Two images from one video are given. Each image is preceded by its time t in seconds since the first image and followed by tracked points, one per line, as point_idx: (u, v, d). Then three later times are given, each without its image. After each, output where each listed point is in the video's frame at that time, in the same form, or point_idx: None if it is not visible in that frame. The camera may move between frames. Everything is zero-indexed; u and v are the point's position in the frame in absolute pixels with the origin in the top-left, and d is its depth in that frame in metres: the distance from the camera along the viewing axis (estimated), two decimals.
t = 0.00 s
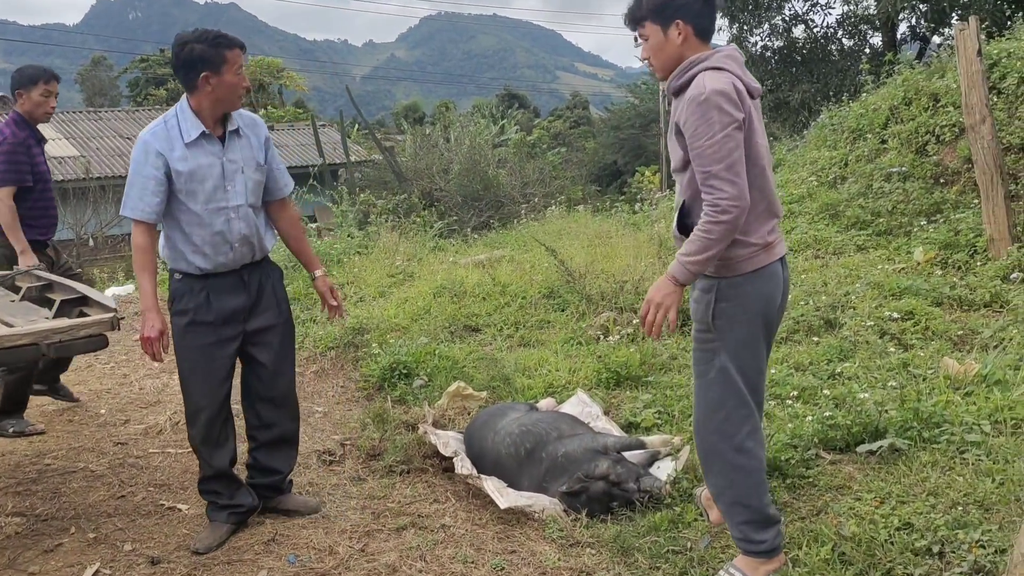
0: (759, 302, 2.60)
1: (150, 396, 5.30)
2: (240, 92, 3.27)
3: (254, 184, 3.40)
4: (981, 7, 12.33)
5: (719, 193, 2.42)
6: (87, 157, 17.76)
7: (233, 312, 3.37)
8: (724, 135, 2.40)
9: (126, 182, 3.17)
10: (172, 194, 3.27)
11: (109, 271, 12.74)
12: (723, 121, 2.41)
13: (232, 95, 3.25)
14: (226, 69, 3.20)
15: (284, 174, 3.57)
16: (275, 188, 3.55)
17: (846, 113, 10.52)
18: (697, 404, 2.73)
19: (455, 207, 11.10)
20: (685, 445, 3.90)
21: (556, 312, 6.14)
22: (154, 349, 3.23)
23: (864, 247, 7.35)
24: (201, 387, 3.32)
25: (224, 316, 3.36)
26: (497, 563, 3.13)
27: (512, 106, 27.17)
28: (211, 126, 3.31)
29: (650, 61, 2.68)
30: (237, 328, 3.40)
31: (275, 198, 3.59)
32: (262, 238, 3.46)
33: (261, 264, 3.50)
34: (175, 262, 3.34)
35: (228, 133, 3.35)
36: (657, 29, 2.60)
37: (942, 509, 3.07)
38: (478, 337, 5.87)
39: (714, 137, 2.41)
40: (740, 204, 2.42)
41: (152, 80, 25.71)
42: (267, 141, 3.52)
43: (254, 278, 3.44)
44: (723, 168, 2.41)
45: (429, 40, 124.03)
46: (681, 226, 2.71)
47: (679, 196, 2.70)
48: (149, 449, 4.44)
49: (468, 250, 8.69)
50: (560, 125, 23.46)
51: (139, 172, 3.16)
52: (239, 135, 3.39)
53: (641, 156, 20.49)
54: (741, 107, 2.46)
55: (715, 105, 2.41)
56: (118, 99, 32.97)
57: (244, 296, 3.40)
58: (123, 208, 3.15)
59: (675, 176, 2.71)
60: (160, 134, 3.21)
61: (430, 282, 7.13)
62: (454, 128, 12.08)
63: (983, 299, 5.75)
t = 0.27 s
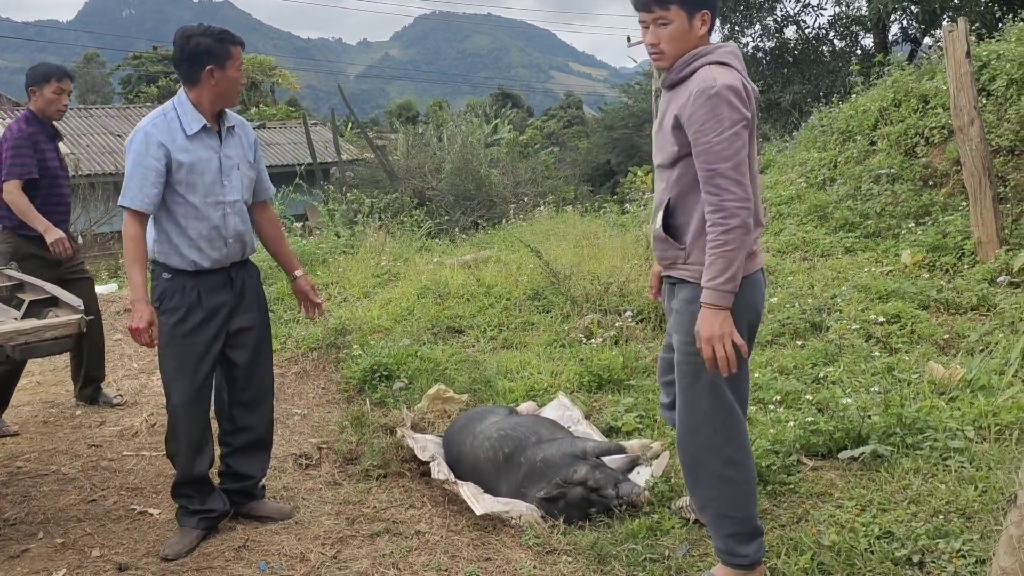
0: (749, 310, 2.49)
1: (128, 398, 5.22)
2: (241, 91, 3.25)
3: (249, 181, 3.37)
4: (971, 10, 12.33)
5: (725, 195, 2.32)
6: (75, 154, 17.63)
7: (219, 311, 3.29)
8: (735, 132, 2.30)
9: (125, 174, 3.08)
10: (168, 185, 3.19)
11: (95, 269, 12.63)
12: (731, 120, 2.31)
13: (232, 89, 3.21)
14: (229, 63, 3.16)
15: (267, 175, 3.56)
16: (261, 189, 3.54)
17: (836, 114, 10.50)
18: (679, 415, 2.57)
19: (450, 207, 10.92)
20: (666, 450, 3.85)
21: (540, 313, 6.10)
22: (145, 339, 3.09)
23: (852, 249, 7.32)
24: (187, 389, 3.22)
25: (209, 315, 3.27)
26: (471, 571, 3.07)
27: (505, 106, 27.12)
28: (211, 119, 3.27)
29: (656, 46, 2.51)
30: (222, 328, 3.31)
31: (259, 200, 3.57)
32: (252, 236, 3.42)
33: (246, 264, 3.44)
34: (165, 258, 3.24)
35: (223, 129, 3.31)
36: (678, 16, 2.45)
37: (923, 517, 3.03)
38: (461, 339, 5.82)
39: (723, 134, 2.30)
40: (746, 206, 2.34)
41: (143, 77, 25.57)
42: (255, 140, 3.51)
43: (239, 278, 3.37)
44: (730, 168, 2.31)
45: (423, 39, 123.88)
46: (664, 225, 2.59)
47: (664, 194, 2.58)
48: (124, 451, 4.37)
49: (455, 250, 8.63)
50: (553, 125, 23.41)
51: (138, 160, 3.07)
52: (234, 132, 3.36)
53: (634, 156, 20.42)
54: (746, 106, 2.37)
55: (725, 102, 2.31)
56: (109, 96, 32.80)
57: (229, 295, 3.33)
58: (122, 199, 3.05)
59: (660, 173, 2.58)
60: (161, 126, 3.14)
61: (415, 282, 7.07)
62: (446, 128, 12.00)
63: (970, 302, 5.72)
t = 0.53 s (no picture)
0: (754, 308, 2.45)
1: (114, 391, 5.15)
2: (234, 74, 3.15)
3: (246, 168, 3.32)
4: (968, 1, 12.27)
5: (748, 184, 2.27)
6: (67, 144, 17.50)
7: (212, 301, 3.21)
8: (752, 121, 2.27)
9: (128, 158, 3.00)
10: (168, 170, 3.13)
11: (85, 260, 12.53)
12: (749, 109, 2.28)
13: (231, 74, 3.13)
14: (227, 46, 3.09)
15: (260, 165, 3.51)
16: (254, 179, 3.48)
17: (831, 106, 10.44)
18: (681, 417, 2.49)
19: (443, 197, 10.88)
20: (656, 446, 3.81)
21: (532, 306, 6.04)
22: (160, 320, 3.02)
23: (847, 242, 7.27)
24: (183, 380, 3.13)
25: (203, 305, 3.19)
26: (458, 569, 3.02)
27: (500, 96, 26.99)
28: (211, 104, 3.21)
29: (659, 31, 2.40)
30: (217, 318, 3.23)
31: (251, 191, 3.51)
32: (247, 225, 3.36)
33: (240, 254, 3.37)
34: (165, 245, 3.16)
35: (221, 115, 3.25)
36: None
37: (917, 515, 2.99)
38: (452, 332, 5.76)
39: (742, 124, 2.26)
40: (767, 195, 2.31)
41: (135, 67, 25.39)
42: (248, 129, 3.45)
43: (233, 268, 3.31)
44: (750, 158, 2.27)
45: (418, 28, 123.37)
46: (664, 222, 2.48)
47: (662, 190, 2.47)
48: (108, 446, 4.30)
49: (448, 242, 8.57)
50: (549, 116, 23.32)
51: (140, 142, 3.00)
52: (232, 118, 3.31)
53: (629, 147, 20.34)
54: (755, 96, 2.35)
55: (741, 91, 2.27)
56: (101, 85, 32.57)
57: (222, 285, 3.25)
58: (127, 182, 2.97)
59: (655, 169, 2.48)
60: (162, 111, 3.07)
61: (406, 274, 7.01)
62: (439, 118, 11.93)
63: (964, 296, 5.68)
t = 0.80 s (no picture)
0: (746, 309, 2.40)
1: (120, 389, 5.10)
2: (215, 64, 3.05)
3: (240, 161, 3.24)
4: None
5: (739, 180, 2.21)
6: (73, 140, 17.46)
7: (213, 301, 3.14)
8: (741, 114, 2.20)
9: (117, 152, 2.91)
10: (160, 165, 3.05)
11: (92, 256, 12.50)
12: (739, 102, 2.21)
13: (215, 64, 3.05)
14: (214, 36, 3.01)
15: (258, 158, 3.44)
16: (251, 172, 3.41)
17: (840, 96, 10.31)
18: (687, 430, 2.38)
19: (451, 192, 10.74)
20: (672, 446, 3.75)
21: (541, 300, 5.98)
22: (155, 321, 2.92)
23: (859, 233, 7.15)
24: (181, 381, 3.09)
25: (203, 305, 3.12)
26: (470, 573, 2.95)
27: (505, 90, 26.84)
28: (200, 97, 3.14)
29: (632, 22, 2.30)
30: (217, 319, 3.16)
31: (249, 184, 3.43)
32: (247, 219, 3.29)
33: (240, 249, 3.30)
34: (160, 243, 3.08)
35: (212, 108, 3.18)
36: None
37: (941, 515, 2.91)
38: (460, 328, 5.69)
39: (732, 117, 2.18)
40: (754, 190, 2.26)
41: (142, 63, 25.35)
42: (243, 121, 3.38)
43: (234, 266, 3.23)
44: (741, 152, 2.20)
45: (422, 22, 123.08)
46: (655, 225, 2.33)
47: (649, 192, 2.33)
48: (113, 446, 4.25)
49: (455, 236, 8.49)
50: (554, 109, 23.21)
51: (129, 137, 2.92)
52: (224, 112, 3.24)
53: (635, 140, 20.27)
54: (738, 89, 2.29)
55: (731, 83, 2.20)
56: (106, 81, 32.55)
57: (223, 284, 3.18)
58: (118, 178, 2.89)
59: (638, 170, 2.34)
60: (150, 104, 2.99)
61: (413, 269, 6.94)
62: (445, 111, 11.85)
63: (981, 287, 5.57)
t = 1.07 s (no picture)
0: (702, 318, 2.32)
1: (127, 394, 5.05)
2: (180, 63, 2.94)
3: (234, 162, 3.15)
4: None
5: (702, 172, 2.12)
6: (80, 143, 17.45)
7: (211, 306, 3.07)
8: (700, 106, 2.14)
9: (98, 157, 2.89)
10: (147, 169, 3.00)
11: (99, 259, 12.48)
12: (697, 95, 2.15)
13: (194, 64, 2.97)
14: (189, 34, 2.93)
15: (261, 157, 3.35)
16: (252, 171, 3.32)
17: (853, 96, 10.19)
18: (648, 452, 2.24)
19: (457, 192, 10.69)
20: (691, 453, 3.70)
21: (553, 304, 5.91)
22: (121, 337, 2.91)
23: (874, 235, 6.99)
24: (179, 387, 3.03)
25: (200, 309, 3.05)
26: None
27: (513, 91, 26.74)
28: (189, 97, 3.07)
29: (578, 16, 2.21)
30: (215, 324, 3.10)
31: (251, 183, 3.35)
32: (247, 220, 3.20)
33: (242, 251, 3.21)
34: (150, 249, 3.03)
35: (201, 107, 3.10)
36: None
37: (972, 527, 2.82)
38: (471, 331, 5.62)
39: (692, 108, 2.12)
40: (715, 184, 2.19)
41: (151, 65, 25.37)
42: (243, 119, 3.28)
43: (234, 270, 3.15)
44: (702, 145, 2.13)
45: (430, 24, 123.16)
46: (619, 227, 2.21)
47: (610, 193, 2.21)
48: (120, 452, 4.19)
49: (465, 238, 8.41)
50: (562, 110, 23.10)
51: (110, 145, 2.89)
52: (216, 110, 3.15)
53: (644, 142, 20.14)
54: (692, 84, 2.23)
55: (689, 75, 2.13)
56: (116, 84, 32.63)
57: (221, 289, 3.10)
58: (96, 185, 2.87)
59: (598, 170, 2.22)
60: (132, 107, 2.95)
61: (423, 271, 6.88)
62: (453, 112, 11.78)
63: (1002, 290, 5.45)
